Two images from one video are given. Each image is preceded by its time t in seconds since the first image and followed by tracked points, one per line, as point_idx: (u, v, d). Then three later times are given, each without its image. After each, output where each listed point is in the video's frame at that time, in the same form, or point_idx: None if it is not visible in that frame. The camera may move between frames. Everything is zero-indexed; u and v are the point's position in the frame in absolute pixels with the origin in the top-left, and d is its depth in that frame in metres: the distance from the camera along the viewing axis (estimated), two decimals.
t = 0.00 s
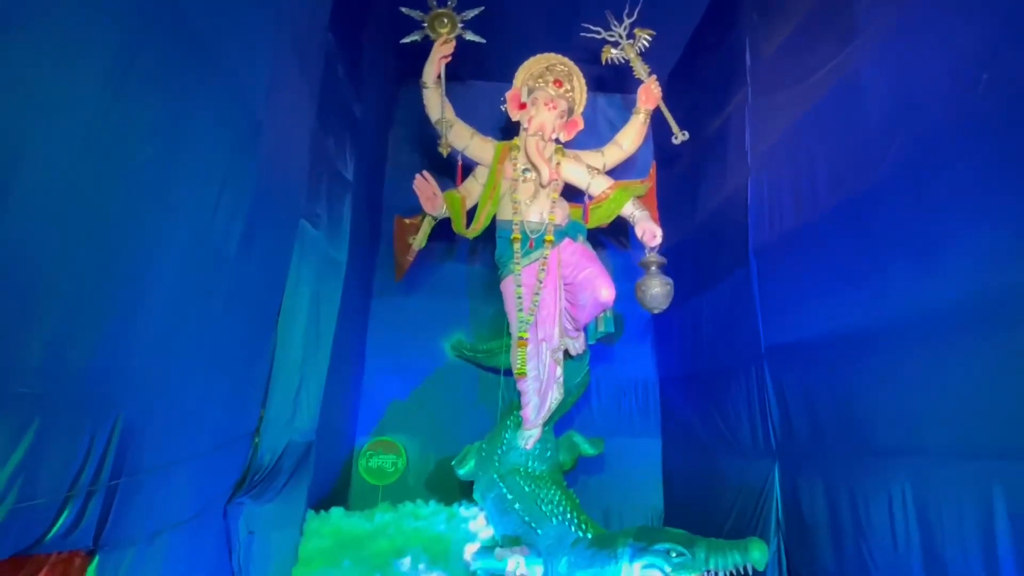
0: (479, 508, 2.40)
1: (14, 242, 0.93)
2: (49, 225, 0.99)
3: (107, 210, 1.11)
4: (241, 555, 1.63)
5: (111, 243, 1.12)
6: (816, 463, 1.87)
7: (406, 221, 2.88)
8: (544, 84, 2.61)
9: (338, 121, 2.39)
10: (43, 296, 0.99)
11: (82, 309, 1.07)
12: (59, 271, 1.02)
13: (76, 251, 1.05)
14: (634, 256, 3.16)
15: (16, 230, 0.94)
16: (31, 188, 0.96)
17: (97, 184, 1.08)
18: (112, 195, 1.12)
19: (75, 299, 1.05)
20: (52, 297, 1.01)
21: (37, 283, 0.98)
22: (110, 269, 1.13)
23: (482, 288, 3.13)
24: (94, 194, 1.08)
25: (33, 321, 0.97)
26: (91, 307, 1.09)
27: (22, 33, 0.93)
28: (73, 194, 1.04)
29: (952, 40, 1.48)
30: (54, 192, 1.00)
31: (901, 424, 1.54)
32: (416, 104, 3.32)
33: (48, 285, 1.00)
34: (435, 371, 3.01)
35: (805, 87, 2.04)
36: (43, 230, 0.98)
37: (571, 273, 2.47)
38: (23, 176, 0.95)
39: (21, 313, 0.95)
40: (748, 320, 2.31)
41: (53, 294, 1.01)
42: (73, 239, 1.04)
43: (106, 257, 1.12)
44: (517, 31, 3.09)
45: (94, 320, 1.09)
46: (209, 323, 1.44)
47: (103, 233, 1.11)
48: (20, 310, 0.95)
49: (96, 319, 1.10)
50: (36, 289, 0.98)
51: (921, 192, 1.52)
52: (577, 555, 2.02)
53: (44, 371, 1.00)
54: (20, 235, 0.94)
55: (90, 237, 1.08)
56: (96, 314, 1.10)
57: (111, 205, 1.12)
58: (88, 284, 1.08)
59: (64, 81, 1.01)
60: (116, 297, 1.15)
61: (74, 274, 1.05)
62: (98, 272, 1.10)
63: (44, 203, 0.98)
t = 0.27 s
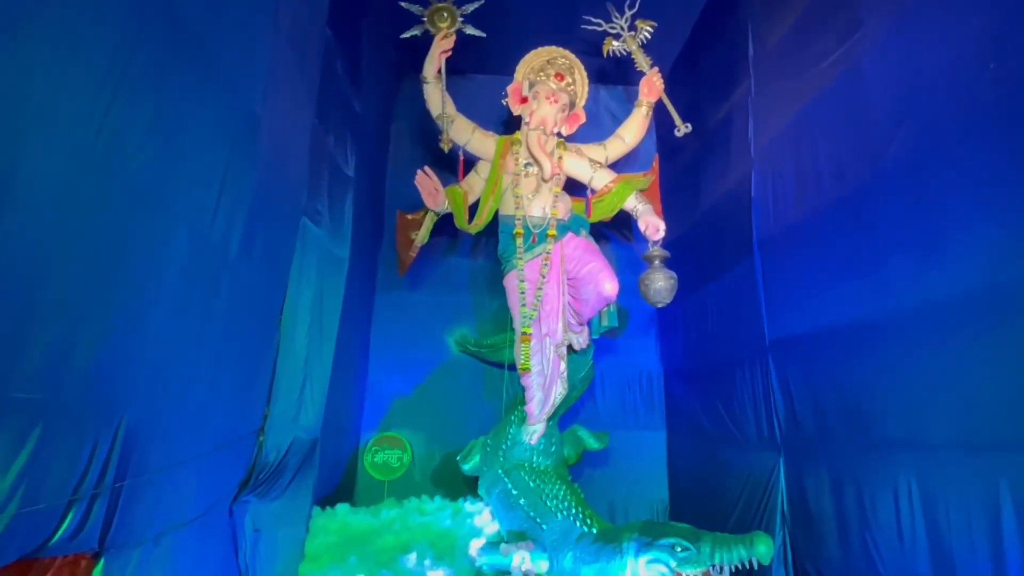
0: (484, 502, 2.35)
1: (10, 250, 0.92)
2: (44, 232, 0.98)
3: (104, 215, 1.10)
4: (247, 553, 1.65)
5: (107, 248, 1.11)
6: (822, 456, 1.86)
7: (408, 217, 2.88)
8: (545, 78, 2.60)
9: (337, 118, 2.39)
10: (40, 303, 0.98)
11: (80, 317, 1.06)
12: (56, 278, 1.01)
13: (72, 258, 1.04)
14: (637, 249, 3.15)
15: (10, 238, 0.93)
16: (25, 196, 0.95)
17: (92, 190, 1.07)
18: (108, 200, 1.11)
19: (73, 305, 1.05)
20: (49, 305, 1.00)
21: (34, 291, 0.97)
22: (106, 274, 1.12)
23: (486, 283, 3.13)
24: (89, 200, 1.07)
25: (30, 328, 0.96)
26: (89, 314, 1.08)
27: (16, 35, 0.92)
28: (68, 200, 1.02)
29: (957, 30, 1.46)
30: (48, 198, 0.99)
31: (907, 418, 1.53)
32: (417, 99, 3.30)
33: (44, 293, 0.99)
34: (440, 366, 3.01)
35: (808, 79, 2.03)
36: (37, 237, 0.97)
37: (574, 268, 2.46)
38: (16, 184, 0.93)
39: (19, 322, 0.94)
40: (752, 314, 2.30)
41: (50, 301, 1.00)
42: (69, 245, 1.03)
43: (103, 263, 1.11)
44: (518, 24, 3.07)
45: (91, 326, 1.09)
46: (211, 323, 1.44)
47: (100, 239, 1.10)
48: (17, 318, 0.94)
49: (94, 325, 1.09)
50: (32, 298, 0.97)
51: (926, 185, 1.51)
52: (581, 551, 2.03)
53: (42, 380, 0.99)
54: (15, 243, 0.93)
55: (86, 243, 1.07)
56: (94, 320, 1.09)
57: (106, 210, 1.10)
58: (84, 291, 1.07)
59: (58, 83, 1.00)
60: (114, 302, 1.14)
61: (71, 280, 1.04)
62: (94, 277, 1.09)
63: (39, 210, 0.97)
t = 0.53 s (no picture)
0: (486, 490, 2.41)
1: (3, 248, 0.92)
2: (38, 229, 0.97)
3: (99, 211, 1.09)
4: (251, 543, 1.66)
5: (103, 244, 1.10)
6: (824, 443, 1.86)
7: (408, 205, 2.86)
8: (545, 64, 2.58)
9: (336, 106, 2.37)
10: (36, 301, 0.97)
11: (77, 314, 1.05)
12: (51, 277, 1.00)
13: (68, 255, 1.03)
14: (639, 235, 3.14)
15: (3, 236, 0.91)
16: (17, 194, 0.94)
17: (86, 185, 1.06)
18: (102, 196, 1.10)
19: (69, 303, 1.04)
20: (45, 302, 0.99)
21: (30, 290, 0.96)
22: (103, 270, 1.11)
23: (487, 271, 3.12)
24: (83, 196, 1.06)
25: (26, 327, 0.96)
26: (86, 311, 1.07)
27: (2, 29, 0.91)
28: (61, 197, 1.01)
29: (963, 13, 1.43)
30: (43, 196, 0.98)
31: (909, 405, 1.53)
32: (416, 86, 3.28)
33: (39, 291, 0.98)
34: (442, 354, 3.01)
35: (811, 64, 2.00)
36: (31, 235, 0.96)
37: (575, 256, 2.45)
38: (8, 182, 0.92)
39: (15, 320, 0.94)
40: (754, 301, 2.29)
41: (45, 299, 0.99)
42: (63, 242, 1.02)
43: (99, 259, 1.10)
44: (517, 9, 3.03)
45: (89, 324, 1.08)
46: (211, 317, 1.44)
47: (96, 235, 1.09)
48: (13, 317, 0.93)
49: (91, 322, 1.08)
50: (26, 296, 0.96)
51: (930, 172, 1.49)
52: (584, 538, 2.03)
53: (39, 378, 0.98)
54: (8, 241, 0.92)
55: (81, 240, 1.06)
56: (91, 317, 1.09)
57: (101, 206, 1.09)
58: (81, 288, 1.06)
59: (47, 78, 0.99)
60: (111, 299, 1.13)
61: (67, 278, 1.03)
62: (90, 274, 1.08)
63: (33, 208, 0.96)
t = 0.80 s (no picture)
0: (470, 493, 2.41)
1: None
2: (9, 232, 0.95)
3: (73, 213, 1.07)
4: (233, 547, 1.64)
5: (77, 247, 1.08)
6: (805, 443, 1.88)
7: (392, 206, 2.85)
8: (529, 65, 2.58)
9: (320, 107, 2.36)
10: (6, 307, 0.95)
11: (49, 319, 1.03)
12: (22, 281, 0.97)
13: (39, 259, 1.00)
14: (623, 236, 3.15)
15: None
16: None
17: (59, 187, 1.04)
18: (76, 198, 1.07)
19: (41, 307, 1.01)
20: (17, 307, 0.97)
21: None
22: (77, 274, 1.09)
23: (472, 272, 3.12)
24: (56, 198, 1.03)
25: None
26: (58, 315, 1.05)
27: None
28: (32, 199, 0.99)
29: (942, 20, 1.46)
30: (19, 197, 0.96)
31: (887, 406, 1.56)
32: (400, 86, 3.27)
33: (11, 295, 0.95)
34: (426, 355, 3.00)
35: (792, 68, 2.03)
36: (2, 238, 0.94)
37: (559, 257, 2.46)
38: None
39: None
40: (736, 302, 2.31)
41: (17, 304, 0.97)
42: (34, 245, 0.99)
43: (72, 263, 1.07)
44: (502, 10, 3.03)
45: (61, 329, 1.05)
46: (192, 319, 1.43)
47: (69, 238, 1.06)
48: None
49: (64, 327, 1.06)
50: None
51: (908, 176, 1.52)
52: (568, 539, 2.03)
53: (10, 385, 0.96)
54: None
55: (56, 243, 1.03)
56: (64, 321, 1.06)
57: (75, 209, 1.07)
58: (54, 292, 1.04)
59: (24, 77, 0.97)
60: (86, 303, 1.11)
61: (39, 282, 1.01)
62: (63, 278, 1.06)
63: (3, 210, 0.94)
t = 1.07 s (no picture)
0: (458, 496, 2.35)
1: None
2: None
3: (46, 216, 1.04)
4: (215, 554, 1.62)
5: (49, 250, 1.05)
6: (789, 444, 1.90)
7: (377, 209, 2.84)
8: (515, 69, 2.59)
9: (305, 109, 2.34)
10: None
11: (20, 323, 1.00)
12: None
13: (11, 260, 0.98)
14: (609, 239, 3.16)
15: None
16: None
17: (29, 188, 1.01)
18: (48, 199, 1.04)
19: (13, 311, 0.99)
20: None
21: None
22: (50, 276, 1.06)
23: (457, 275, 3.11)
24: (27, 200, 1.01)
25: None
26: (31, 319, 1.02)
27: None
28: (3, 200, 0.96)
29: (923, 25, 1.47)
30: None
31: (869, 406, 1.57)
32: (386, 89, 3.26)
33: None
34: (412, 358, 2.99)
35: (774, 72, 2.05)
36: None
37: (545, 260, 2.46)
38: None
39: None
40: (720, 304, 2.33)
41: None
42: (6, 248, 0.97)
43: (45, 266, 1.05)
44: (487, 14, 3.04)
45: (32, 333, 1.03)
46: (174, 322, 1.41)
47: (41, 241, 1.04)
48: None
49: (37, 331, 1.04)
50: None
51: (887, 179, 1.54)
52: (554, 542, 2.04)
53: None
54: None
55: (34, 246, 1.02)
56: (37, 326, 1.04)
57: (47, 211, 1.04)
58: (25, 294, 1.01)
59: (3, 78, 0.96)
60: (60, 307, 1.08)
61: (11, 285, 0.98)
62: (35, 281, 1.03)
63: None
